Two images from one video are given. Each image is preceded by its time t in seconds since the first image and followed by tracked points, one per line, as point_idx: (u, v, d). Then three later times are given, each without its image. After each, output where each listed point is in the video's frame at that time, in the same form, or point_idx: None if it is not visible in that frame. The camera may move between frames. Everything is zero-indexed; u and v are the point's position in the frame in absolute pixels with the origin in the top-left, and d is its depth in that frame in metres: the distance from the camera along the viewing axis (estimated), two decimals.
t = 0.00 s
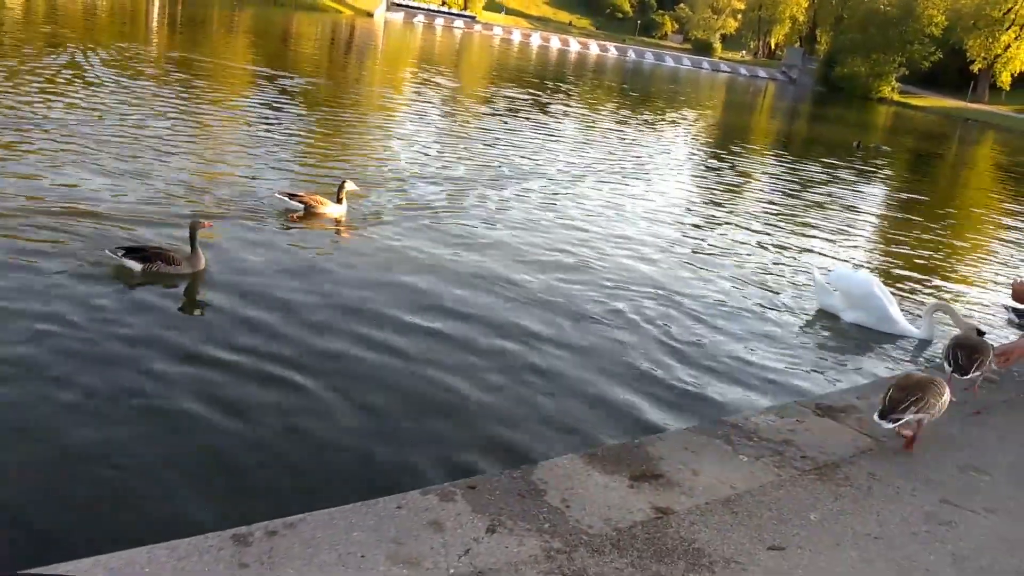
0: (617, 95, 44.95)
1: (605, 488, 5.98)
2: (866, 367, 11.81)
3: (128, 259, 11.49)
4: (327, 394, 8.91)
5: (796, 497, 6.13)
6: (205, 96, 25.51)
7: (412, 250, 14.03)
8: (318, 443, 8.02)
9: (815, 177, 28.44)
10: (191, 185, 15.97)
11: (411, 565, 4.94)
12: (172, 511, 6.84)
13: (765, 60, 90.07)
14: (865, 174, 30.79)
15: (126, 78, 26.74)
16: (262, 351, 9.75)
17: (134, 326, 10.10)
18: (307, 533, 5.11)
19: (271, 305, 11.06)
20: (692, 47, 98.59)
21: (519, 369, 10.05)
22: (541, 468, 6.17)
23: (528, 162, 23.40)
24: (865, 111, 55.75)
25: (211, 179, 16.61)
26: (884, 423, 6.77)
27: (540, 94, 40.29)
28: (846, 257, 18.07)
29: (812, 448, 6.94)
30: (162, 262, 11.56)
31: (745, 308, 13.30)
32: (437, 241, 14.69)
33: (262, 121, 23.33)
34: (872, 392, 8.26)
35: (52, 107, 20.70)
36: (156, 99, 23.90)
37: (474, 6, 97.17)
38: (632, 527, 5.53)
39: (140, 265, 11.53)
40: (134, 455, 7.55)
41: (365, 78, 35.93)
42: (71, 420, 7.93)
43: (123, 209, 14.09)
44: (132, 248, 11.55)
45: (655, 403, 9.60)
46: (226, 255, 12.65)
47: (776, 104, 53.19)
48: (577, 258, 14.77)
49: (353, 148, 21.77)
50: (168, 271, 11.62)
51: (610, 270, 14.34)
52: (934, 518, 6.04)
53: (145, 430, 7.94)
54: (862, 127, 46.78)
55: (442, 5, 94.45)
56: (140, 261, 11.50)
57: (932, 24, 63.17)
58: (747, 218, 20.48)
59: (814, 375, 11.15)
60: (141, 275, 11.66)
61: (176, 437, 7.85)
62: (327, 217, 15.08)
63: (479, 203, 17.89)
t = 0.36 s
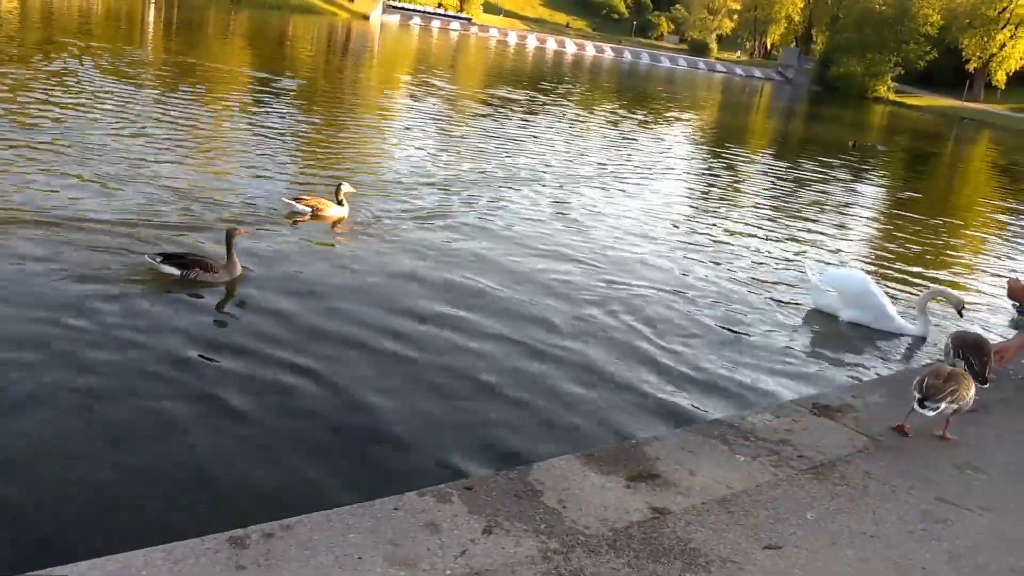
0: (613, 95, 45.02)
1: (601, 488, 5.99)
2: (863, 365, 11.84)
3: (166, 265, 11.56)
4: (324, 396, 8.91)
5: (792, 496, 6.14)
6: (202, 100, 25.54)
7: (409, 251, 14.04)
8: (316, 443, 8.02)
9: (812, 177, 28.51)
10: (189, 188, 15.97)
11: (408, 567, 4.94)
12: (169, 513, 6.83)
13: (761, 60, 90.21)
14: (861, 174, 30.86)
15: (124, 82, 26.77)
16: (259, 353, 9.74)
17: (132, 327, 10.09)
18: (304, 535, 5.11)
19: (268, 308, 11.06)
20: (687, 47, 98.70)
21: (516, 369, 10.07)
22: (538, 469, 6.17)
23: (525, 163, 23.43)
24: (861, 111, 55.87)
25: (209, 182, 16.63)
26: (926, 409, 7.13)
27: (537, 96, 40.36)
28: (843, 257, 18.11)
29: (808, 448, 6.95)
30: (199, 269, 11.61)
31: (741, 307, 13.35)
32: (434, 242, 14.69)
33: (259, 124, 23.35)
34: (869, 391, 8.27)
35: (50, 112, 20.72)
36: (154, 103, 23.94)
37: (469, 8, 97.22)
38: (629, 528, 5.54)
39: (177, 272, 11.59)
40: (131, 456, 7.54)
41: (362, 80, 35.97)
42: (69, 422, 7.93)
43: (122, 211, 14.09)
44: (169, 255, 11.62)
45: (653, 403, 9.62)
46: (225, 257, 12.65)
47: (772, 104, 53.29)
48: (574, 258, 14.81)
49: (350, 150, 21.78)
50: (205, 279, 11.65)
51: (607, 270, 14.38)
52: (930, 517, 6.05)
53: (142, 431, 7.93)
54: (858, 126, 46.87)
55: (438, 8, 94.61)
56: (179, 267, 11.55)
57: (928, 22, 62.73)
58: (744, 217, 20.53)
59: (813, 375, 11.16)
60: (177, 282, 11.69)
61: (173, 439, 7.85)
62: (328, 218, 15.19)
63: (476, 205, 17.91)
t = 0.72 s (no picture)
0: (613, 97, 45.06)
1: (597, 490, 5.97)
2: (862, 364, 11.83)
3: (207, 271, 11.48)
4: (321, 397, 8.89)
5: (788, 497, 6.12)
6: (202, 103, 25.57)
7: (408, 253, 14.04)
8: (313, 444, 8.00)
9: (812, 177, 28.53)
10: (189, 190, 15.98)
11: (402, 569, 4.92)
12: (164, 514, 6.81)
13: (761, 61, 90.26)
14: (861, 174, 30.88)
15: (124, 85, 26.82)
16: (255, 355, 9.73)
17: (130, 327, 10.07)
18: (298, 538, 5.10)
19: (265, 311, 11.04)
20: (687, 49, 98.81)
21: (515, 371, 10.06)
22: (534, 471, 6.16)
23: (524, 164, 23.44)
24: (861, 111, 55.87)
25: (209, 184, 16.64)
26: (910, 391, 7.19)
27: (537, 97, 40.41)
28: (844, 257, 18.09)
29: (806, 448, 6.93)
30: (239, 273, 11.49)
31: (741, 307, 13.36)
32: (433, 244, 14.70)
33: (259, 126, 23.38)
34: (866, 391, 8.26)
35: (50, 115, 20.75)
36: (155, 106, 23.97)
37: (468, 10, 97.35)
38: (624, 529, 5.52)
39: (219, 278, 11.51)
40: (128, 457, 7.53)
41: (362, 82, 36.03)
42: (65, 423, 7.91)
43: (121, 213, 14.09)
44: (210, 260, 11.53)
45: (650, 404, 9.61)
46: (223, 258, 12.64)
47: (771, 105, 53.32)
48: (573, 259, 14.81)
49: (349, 152, 21.81)
50: (245, 281, 11.57)
51: (606, 271, 14.39)
52: (928, 517, 6.03)
53: (139, 432, 7.92)
54: (857, 126, 46.92)
55: (438, 9, 94.80)
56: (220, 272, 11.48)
57: (926, 24, 63.33)
58: (745, 218, 20.54)
59: (809, 374, 11.16)
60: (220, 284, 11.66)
61: (170, 439, 7.83)
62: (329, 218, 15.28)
63: (476, 206, 17.92)
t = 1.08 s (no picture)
0: (616, 100, 45.04)
1: (595, 493, 5.93)
2: (865, 366, 11.76)
3: (252, 277, 11.55)
4: (321, 399, 8.86)
5: (788, 501, 6.07)
6: (205, 107, 25.59)
7: (410, 256, 14.02)
8: (312, 445, 7.97)
9: (817, 179, 28.46)
10: (192, 193, 15.99)
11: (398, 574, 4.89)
12: (162, 515, 6.78)
13: (765, 64, 90.15)
14: (865, 175, 30.79)
15: (128, 89, 26.87)
16: (255, 356, 9.70)
17: (130, 328, 10.04)
18: (293, 542, 5.06)
19: (266, 313, 11.01)
20: (690, 51, 98.72)
21: (516, 373, 10.02)
22: (532, 474, 6.11)
23: (528, 167, 23.42)
24: (866, 113, 55.84)
25: (211, 187, 16.64)
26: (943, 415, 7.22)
27: (540, 100, 40.41)
28: (849, 259, 18.01)
29: (806, 451, 6.88)
30: (282, 281, 11.51)
31: (745, 310, 13.31)
32: (435, 246, 14.67)
33: (262, 130, 23.39)
34: (868, 393, 8.21)
35: (54, 119, 20.79)
36: (159, 110, 24.01)
37: (472, 14, 97.45)
38: (623, 533, 5.48)
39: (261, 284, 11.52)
40: (127, 456, 7.50)
41: (365, 86, 36.06)
42: (63, 424, 7.88)
43: (123, 214, 14.09)
44: (253, 268, 11.62)
45: (648, 407, 9.55)
46: (223, 259, 12.62)
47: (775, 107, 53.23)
48: (575, 262, 14.78)
49: (352, 155, 21.81)
50: (289, 290, 11.56)
51: (609, 273, 14.36)
52: (929, 520, 5.99)
53: (138, 432, 7.89)
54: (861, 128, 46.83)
55: (442, 13, 94.97)
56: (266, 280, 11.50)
57: (931, 26, 63.10)
58: (749, 221, 20.48)
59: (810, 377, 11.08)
60: (263, 292, 11.65)
61: (168, 441, 7.80)
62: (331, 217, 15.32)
63: (478, 208, 17.89)
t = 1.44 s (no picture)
0: (619, 102, 45.04)
1: (589, 495, 5.91)
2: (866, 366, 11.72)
3: (287, 281, 11.50)
4: (318, 399, 8.85)
5: (783, 502, 6.05)
6: (208, 110, 25.64)
7: (410, 258, 14.01)
8: (308, 445, 7.96)
9: (820, 181, 28.42)
10: (192, 196, 15.99)
11: None
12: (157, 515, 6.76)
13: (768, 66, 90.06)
14: (868, 177, 30.73)
15: (130, 93, 26.92)
16: (253, 356, 9.69)
17: (128, 329, 10.03)
18: (285, 544, 5.06)
19: (264, 313, 11.00)
20: (694, 53, 98.65)
21: (514, 374, 10.00)
22: (525, 476, 6.10)
23: (529, 169, 23.41)
24: (869, 114, 55.71)
25: (212, 190, 16.64)
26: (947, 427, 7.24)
27: (543, 102, 40.42)
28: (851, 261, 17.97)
29: (802, 453, 6.86)
30: (318, 285, 11.52)
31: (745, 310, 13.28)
32: (435, 249, 14.66)
33: (264, 133, 23.41)
34: (866, 395, 8.18)
35: (56, 123, 20.82)
36: (161, 114, 24.05)
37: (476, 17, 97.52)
38: (616, 534, 5.47)
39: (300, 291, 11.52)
40: (122, 456, 7.49)
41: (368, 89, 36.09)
42: (60, 424, 7.88)
43: (123, 216, 14.09)
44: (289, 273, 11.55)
45: (647, 407, 9.52)
46: (222, 260, 12.61)
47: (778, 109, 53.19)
48: (575, 263, 14.76)
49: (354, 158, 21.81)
50: (324, 294, 11.59)
51: (610, 275, 14.34)
52: (924, 521, 5.96)
53: (134, 432, 7.89)
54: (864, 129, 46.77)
55: (445, 16, 95.14)
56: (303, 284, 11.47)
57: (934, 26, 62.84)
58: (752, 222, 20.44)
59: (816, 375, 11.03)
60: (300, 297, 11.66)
61: (164, 441, 7.79)
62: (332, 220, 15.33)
63: (479, 210, 17.88)
